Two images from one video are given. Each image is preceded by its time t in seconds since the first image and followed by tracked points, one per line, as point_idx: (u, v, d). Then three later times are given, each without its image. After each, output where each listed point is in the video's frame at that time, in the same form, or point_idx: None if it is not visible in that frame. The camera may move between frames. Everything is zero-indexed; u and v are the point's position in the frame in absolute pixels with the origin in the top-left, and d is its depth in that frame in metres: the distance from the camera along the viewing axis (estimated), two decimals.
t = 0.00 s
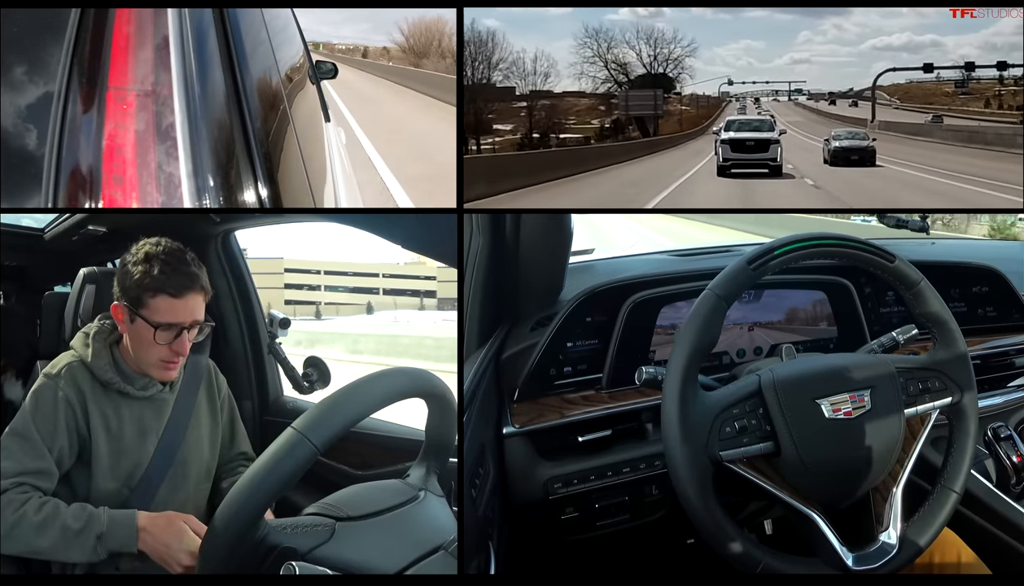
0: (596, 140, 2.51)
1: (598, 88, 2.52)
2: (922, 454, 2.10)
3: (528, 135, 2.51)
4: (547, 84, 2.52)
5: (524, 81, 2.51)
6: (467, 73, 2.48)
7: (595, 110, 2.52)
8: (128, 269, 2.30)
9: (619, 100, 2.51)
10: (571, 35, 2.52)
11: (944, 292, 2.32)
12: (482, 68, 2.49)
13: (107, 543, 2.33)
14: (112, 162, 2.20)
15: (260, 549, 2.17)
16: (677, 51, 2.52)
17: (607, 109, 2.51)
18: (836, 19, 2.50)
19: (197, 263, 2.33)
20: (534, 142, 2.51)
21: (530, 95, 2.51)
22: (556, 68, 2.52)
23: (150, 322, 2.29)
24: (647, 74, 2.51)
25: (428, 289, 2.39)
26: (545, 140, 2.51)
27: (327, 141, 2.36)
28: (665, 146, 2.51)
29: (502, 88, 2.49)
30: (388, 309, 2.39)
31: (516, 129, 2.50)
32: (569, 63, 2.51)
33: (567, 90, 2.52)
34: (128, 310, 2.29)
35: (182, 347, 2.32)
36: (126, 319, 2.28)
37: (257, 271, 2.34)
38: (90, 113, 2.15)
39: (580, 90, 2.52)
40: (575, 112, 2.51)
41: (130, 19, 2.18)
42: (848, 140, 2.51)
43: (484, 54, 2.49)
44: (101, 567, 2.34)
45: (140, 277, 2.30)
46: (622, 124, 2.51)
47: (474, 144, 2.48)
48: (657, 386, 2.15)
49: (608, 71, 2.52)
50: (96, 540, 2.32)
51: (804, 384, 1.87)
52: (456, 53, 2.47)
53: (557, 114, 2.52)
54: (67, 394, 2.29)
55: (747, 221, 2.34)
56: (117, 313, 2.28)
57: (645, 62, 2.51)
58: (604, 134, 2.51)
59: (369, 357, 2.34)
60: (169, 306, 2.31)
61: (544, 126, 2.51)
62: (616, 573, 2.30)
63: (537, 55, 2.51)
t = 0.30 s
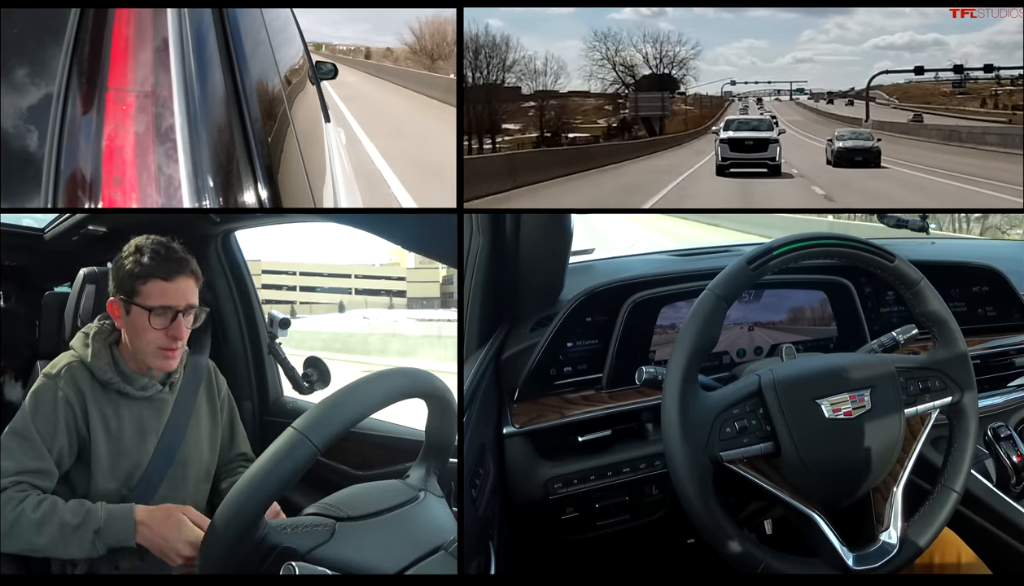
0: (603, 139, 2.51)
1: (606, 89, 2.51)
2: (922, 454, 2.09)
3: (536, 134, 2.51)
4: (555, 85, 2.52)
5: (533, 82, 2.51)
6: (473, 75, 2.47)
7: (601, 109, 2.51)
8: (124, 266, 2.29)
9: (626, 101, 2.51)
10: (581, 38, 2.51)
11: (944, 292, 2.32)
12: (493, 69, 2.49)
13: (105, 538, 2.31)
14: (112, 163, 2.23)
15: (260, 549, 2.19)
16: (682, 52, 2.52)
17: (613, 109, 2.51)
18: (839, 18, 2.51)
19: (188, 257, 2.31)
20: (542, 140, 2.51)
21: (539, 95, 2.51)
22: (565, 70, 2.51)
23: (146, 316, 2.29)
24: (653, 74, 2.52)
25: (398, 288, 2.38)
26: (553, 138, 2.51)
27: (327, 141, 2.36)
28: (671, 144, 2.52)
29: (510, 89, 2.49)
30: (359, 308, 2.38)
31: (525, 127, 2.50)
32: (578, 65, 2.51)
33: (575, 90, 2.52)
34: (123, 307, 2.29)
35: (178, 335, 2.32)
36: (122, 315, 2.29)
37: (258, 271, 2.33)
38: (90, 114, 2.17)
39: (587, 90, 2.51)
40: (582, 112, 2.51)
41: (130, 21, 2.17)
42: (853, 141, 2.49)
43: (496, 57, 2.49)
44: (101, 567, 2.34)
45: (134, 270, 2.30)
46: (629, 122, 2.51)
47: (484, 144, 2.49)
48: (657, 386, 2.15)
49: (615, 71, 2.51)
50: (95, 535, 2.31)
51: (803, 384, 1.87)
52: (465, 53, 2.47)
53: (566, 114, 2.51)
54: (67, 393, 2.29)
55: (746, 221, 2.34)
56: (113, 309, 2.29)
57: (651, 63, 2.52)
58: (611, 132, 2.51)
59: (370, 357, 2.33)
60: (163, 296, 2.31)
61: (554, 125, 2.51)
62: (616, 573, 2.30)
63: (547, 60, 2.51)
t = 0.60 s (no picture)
0: (610, 138, 2.52)
1: (614, 90, 2.51)
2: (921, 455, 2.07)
3: (548, 133, 2.51)
4: (564, 85, 2.50)
5: (543, 81, 2.50)
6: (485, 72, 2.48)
7: (606, 109, 2.51)
8: (123, 253, 2.30)
9: (633, 100, 2.51)
10: (594, 38, 2.50)
11: (944, 292, 2.31)
12: (506, 70, 2.48)
13: (97, 520, 2.30)
14: (112, 163, 2.21)
15: (260, 549, 2.20)
16: (687, 53, 2.51)
17: (620, 109, 2.51)
18: (842, 17, 2.51)
19: (173, 244, 2.31)
20: (548, 139, 2.51)
21: (549, 94, 2.50)
22: (574, 70, 2.50)
23: (138, 311, 2.29)
24: (659, 74, 2.51)
25: (371, 288, 2.37)
26: (559, 136, 2.51)
27: (326, 140, 2.36)
28: (676, 143, 2.52)
29: (521, 89, 2.49)
30: (332, 307, 2.37)
31: (535, 127, 2.51)
32: (587, 66, 2.50)
33: (584, 90, 2.51)
34: (116, 299, 2.29)
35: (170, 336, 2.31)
36: (115, 308, 2.29)
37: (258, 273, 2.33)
38: (89, 114, 2.17)
39: (594, 90, 2.51)
40: (589, 112, 2.51)
41: (130, 24, 2.17)
42: (857, 141, 2.51)
43: (509, 59, 2.48)
44: (101, 567, 2.34)
45: (134, 252, 2.31)
46: (635, 121, 2.51)
47: (494, 142, 2.49)
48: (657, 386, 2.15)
49: (622, 72, 2.51)
50: (84, 515, 2.30)
51: (803, 385, 1.87)
52: (475, 55, 2.47)
53: (574, 114, 2.51)
54: (64, 391, 2.29)
55: (746, 221, 2.33)
56: (106, 304, 2.29)
57: (657, 63, 2.50)
58: (618, 131, 2.52)
59: (370, 357, 2.32)
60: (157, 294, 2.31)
61: (563, 125, 2.51)
62: (615, 573, 2.30)
63: (557, 61, 2.49)
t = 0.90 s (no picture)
0: (616, 136, 2.53)
1: (622, 90, 2.51)
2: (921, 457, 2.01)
3: (557, 132, 2.52)
4: (574, 84, 2.51)
5: (553, 82, 2.51)
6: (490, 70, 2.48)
7: (613, 108, 2.52)
8: (121, 251, 2.30)
9: (640, 100, 2.51)
10: (603, 38, 2.50)
11: (944, 293, 2.31)
12: (518, 71, 2.49)
13: (90, 513, 2.30)
14: (111, 163, 2.20)
15: (260, 548, 2.19)
16: (693, 55, 2.50)
17: (627, 108, 2.52)
18: (845, 16, 2.50)
19: (172, 243, 2.32)
20: (556, 138, 2.51)
21: (560, 93, 2.51)
22: (584, 70, 2.50)
23: (136, 309, 2.30)
24: (666, 74, 2.50)
25: (347, 288, 2.37)
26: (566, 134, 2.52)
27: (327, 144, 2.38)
28: (682, 142, 2.53)
29: (530, 89, 2.50)
30: (310, 307, 2.37)
31: (544, 126, 2.51)
32: (596, 66, 2.50)
33: (592, 89, 2.51)
34: (115, 297, 2.30)
35: (167, 336, 2.32)
36: (114, 306, 2.30)
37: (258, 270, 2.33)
38: (89, 114, 2.16)
39: (601, 90, 2.51)
40: (596, 111, 2.52)
41: (130, 27, 2.16)
42: (862, 141, 2.52)
43: (522, 61, 2.49)
44: (102, 567, 2.35)
45: (132, 249, 2.31)
46: (642, 120, 2.51)
47: (498, 138, 2.49)
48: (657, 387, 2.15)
49: (631, 72, 2.50)
50: (76, 504, 2.30)
51: (802, 385, 1.87)
52: (487, 55, 2.47)
53: (581, 113, 2.52)
54: (63, 390, 2.30)
55: (748, 221, 2.32)
56: (106, 303, 2.30)
57: (663, 63, 2.50)
58: (625, 130, 2.52)
59: (372, 357, 2.32)
60: (155, 293, 2.32)
61: (571, 124, 2.52)
62: (615, 572, 2.31)
63: (568, 63, 2.50)
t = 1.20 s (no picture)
0: (624, 135, 2.52)
1: (629, 90, 2.50)
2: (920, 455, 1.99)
3: (568, 130, 2.52)
4: (584, 85, 2.51)
5: (564, 82, 2.51)
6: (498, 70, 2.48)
7: (619, 107, 2.51)
8: (121, 249, 2.30)
9: (646, 99, 2.50)
10: (611, 37, 2.50)
11: (943, 293, 2.31)
12: (533, 73, 2.50)
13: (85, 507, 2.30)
14: (111, 162, 2.20)
15: (260, 548, 2.20)
16: (698, 55, 2.50)
17: (633, 107, 2.51)
18: (849, 14, 2.51)
19: (171, 242, 2.31)
20: (563, 136, 2.51)
21: (570, 93, 2.51)
22: (594, 71, 2.51)
23: (136, 310, 2.30)
24: (672, 74, 2.50)
25: (326, 290, 2.38)
26: (572, 133, 2.52)
27: (326, 143, 2.36)
28: (689, 140, 2.52)
29: (541, 89, 2.51)
30: (291, 310, 2.36)
31: (554, 125, 2.51)
32: (605, 66, 2.51)
33: (600, 88, 2.51)
34: (114, 297, 2.30)
35: (166, 336, 2.32)
36: (113, 306, 2.30)
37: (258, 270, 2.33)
38: (88, 114, 2.17)
39: (608, 90, 2.51)
40: (602, 110, 2.51)
41: (130, 28, 2.16)
42: (867, 142, 2.50)
43: (535, 62, 2.50)
44: (101, 567, 2.35)
45: (132, 248, 2.31)
46: (649, 119, 2.51)
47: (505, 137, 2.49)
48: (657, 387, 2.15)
49: (638, 72, 2.50)
50: (67, 493, 2.30)
51: (800, 385, 1.88)
52: (502, 58, 2.48)
53: (588, 111, 2.51)
54: (62, 390, 2.30)
55: (748, 221, 2.31)
56: (106, 303, 2.30)
57: (669, 62, 2.50)
58: (631, 129, 2.52)
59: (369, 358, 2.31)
60: (156, 293, 2.32)
61: (578, 122, 2.51)
62: (614, 572, 2.31)
63: (578, 64, 2.51)
